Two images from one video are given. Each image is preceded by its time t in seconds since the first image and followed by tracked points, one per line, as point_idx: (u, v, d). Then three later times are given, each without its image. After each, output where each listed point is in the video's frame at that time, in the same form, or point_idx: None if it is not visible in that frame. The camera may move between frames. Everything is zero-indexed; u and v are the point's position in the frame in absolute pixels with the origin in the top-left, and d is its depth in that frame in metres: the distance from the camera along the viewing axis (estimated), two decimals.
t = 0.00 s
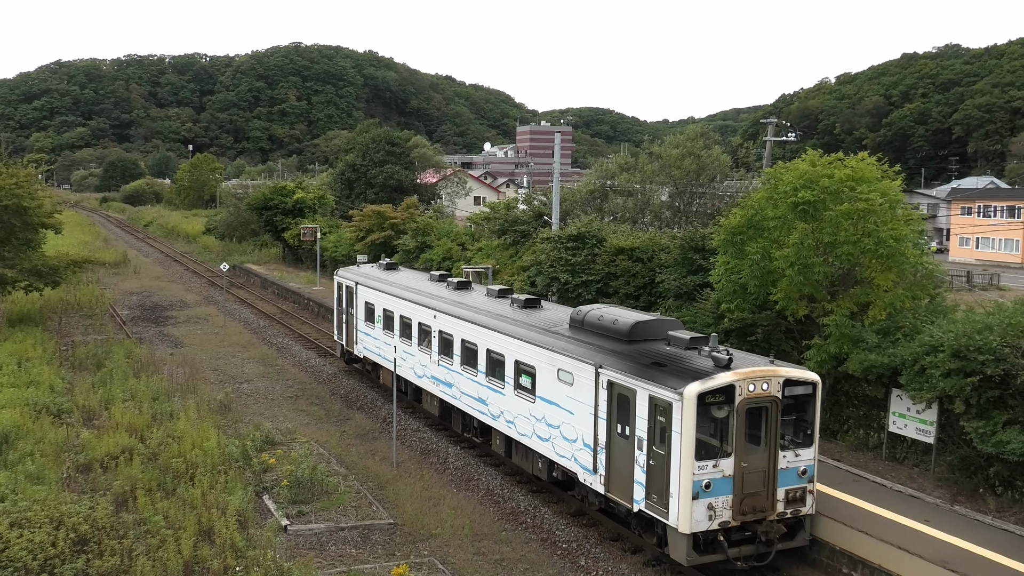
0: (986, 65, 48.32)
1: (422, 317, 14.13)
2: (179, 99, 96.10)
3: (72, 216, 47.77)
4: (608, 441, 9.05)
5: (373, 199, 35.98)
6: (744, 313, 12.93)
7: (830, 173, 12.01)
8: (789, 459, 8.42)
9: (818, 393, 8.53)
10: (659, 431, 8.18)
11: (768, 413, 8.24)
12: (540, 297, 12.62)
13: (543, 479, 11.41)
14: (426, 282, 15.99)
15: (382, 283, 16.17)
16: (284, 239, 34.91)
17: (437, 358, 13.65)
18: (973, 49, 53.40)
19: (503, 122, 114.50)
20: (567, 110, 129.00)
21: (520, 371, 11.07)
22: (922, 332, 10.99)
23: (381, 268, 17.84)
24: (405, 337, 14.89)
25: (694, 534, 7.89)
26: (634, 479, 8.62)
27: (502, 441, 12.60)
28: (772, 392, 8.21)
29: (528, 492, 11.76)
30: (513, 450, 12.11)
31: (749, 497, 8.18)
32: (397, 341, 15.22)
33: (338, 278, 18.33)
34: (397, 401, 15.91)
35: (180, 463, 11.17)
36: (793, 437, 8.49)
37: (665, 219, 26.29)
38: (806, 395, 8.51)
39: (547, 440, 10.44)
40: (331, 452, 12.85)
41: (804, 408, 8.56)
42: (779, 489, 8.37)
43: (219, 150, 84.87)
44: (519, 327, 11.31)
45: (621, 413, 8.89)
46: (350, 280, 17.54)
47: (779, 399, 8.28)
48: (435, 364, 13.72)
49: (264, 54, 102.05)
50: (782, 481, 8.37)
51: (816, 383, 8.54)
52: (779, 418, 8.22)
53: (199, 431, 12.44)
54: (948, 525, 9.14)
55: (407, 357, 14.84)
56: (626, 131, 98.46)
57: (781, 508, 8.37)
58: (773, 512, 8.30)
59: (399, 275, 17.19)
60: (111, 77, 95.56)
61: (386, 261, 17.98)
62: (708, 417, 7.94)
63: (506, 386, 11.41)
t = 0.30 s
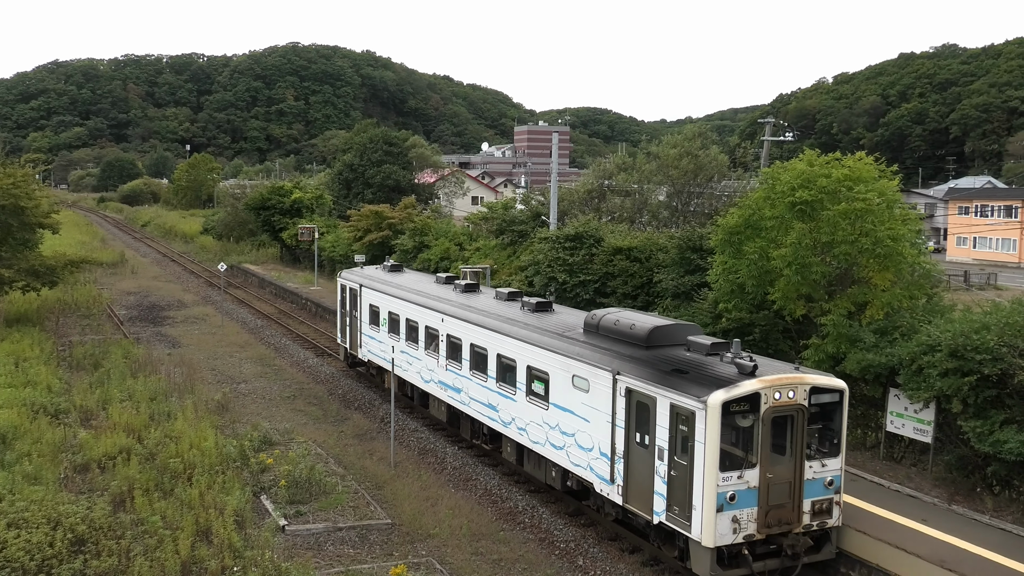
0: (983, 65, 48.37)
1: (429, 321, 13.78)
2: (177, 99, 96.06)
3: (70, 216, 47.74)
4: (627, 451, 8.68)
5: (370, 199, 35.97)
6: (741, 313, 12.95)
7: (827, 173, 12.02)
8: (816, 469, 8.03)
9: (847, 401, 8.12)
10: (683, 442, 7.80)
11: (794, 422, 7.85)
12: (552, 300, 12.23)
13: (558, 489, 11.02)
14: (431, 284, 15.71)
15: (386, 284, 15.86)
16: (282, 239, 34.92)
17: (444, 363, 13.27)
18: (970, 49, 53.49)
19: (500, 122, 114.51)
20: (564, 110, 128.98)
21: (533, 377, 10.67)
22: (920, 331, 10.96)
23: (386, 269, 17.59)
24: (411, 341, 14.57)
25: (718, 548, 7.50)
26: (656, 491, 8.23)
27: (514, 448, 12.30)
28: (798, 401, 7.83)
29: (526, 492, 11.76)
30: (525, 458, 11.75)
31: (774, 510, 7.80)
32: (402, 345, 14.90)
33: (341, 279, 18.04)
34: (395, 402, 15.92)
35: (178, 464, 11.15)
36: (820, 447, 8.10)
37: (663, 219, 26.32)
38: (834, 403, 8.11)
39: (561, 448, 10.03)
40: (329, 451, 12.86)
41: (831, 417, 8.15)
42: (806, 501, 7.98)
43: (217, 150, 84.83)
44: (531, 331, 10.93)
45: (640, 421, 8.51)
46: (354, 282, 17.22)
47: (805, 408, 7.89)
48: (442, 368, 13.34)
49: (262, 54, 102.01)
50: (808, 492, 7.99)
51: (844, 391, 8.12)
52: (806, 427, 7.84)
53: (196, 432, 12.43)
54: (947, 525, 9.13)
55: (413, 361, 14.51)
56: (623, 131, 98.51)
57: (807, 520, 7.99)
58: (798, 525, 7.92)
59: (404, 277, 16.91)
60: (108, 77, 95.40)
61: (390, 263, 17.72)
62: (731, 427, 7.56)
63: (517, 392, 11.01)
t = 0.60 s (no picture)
0: (980, 65, 48.48)
1: (436, 324, 13.53)
2: (174, 99, 96.03)
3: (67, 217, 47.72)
4: (647, 460, 8.35)
5: (368, 199, 35.96)
6: (739, 312, 12.99)
7: (825, 173, 12.04)
8: (844, 480, 7.72)
9: (876, 409, 7.80)
10: (707, 452, 7.48)
11: (822, 431, 7.52)
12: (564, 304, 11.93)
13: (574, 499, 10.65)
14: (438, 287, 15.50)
15: (391, 287, 15.65)
16: (280, 239, 34.94)
17: (453, 368, 12.99)
18: (967, 49, 53.58)
19: (498, 122, 114.59)
20: (562, 110, 129.03)
21: (546, 383, 10.37)
22: (918, 331, 10.94)
23: (391, 272, 17.44)
24: (417, 345, 14.35)
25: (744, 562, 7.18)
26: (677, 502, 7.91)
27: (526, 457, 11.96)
28: (827, 409, 7.50)
29: (525, 492, 11.77)
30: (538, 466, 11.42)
31: (802, 522, 7.49)
32: (408, 349, 14.68)
33: (345, 281, 17.85)
34: (393, 402, 15.91)
35: (176, 464, 11.14)
36: (849, 457, 7.77)
37: (661, 219, 26.36)
38: (862, 411, 7.78)
39: (576, 457, 9.73)
40: (327, 452, 12.85)
41: (860, 425, 7.82)
42: (833, 512, 7.67)
43: (215, 151, 84.82)
44: (544, 335, 10.64)
45: (661, 430, 8.19)
46: (359, 284, 17.01)
47: (834, 417, 7.57)
48: (451, 374, 13.06)
49: (260, 54, 102.00)
50: (836, 503, 7.71)
51: (873, 398, 7.79)
52: (834, 435, 7.54)
53: (195, 432, 12.42)
54: (944, 524, 9.14)
55: (419, 366, 14.28)
56: (621, 131, 98.61)
57: (834, 532, 7.69)
58: (826, 537, 7.61)
59: (409, 279, 16.71)
60: (106, 77, 95.30)
61: (394, 265, 17.55)
62: (757, 437, 7.23)
63: (529, 399, 10.72)
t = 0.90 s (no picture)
0: (977, 65, 48.56)
1: (444, 328, 13.45)
2: (172, 99, 95.94)
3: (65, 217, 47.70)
4: (667, 471, 8.14)
5: (366, 199, 35.94)
6: (737, 311, 13.00)
7: (823, 172, 12.06)
8: (874, 490, 7.47)
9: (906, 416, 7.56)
10: (731, 462, 7.27)
11: (852, 440, 7.28)
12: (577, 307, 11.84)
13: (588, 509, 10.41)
14: (445, 289, 15.43)
15: (397, 290, 15.59)
16: (278, 239, 34.97)
17: (462, 373, 12.89)
18: (965, 48, 53.65)
19: (496, 121, 114.59)
20: (560, 109, 129.04)
21: (560, 389, 10.26)
22: (916, 330, 10.98)
23: (396, 273, 17.40)
24: (424, 348, 14.27)
25: None
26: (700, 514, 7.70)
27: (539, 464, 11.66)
28: (856, 417, 7.26)
29: (523, 492, 11.78)
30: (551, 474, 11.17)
31: (830, 534, 7.23)
32: (415, 352, 14.62)
33: (349, 283, 17.78)
34: (392, 402, 15.91)
35: (175, 464, 11.14)
36: (878, 466, 7.51)
37: (659, 218, 26.36)
38: (892, 419, 7.54)
39: (592, 465, 9.58)
40: (326, 452, 12.84)
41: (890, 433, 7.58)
42: (863, 524, 7.42)
43: (213, 151, 84.78)
44: (557, 339, 10.53)
45: (682, 439, 7.99)
46: (363, 286, 16.94)
47: (863, 425, 7.33)
48: (460, 378, 12.95)
49: (257, 54, 101.96)
50: (866, 514, 7.45)
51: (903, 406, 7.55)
52: (864, 443, 7.28)
53: (193, 432, 12.42)
54: (942, 522, 9.15)
55: (427, 370, 14.20)
56: (619, 130, 98.66)
57: (864, 545, 7.42)
58: (856, 551, 7.34)
59: (414, 281, 16.64)
60: (103, 77, 95.22)
61: (400, 267, 17.49)
62: (786, 446, 6.98)
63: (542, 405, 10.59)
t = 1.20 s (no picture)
0: (975, 65, 48.56)
1: (452, 331, 13.40)
2: (170, 99, 95.89)
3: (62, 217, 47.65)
4: (688, 481, 8.02)
5: (364, 199, 35.92)
6: (735, 311, 12.99)
7: (821, 172, 12.07)
8: (903, 502, 7.34)
9: (935, 425, 7.45)
10: (758, 474, 7.14)
11: (881, 449, 7.17)
12: (589, 311, 11.80)
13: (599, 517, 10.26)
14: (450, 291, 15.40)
15: (402, 292, 15.56)
16: (276, 239, 34.97)
17: (471, 377, 12.84)
18: (962, 48, 53.64)
19: (494, 121, 114.60)
20: (558, 108, 128.99)
21: (574, 395, 10.20)
22: (913, 330, 11.00)
23: (401, 275, 17.40)
24: (431, 352, 14.23)
25: None
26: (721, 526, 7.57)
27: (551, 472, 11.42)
28: (886, 427, 7.15)
29: (521, 491, 11.80)
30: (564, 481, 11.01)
31: (860, 547, 7.09)
32: (422, 356, 14.59)
33: (353, 286, 17.75)
34: (390, 402, 15.89)
35: (172, 464, 11.14)
36: (908, 477, 7.38)
37: (657, 218, 26.34)
38: (922, 428, 7.42)
39: (609, 474, 9.49)
40: (324, 453, 12.84)
41: (920, 443, 7.46)
42: (892, 537, 7.28)
43: (210, 151, 84.73)
44: (570, 345, 10.48)
45: (703, 448, 7.87)
46: (368, 288, 16.92)
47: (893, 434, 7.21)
48: (469, 383, 12.91)
49: (256, 54, 101.95)
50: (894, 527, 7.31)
51: (932, 414, 7.44)
52: (894, 454, 7.17)
53: (191, 432, 12.41)
54: (942, 523, 9.14)
55: (434, 374, 14.16)
56: (617, 130, 98.59)
57: (893, 558, 7.28)
58: (885, 564, 7.20)
59: (419, 283, 16.61)
60: (101, 77, 95.20)
61: (403, 269, 17.47)
62: (814, 456, 6.86)
63: (556, 411, 10.53)
